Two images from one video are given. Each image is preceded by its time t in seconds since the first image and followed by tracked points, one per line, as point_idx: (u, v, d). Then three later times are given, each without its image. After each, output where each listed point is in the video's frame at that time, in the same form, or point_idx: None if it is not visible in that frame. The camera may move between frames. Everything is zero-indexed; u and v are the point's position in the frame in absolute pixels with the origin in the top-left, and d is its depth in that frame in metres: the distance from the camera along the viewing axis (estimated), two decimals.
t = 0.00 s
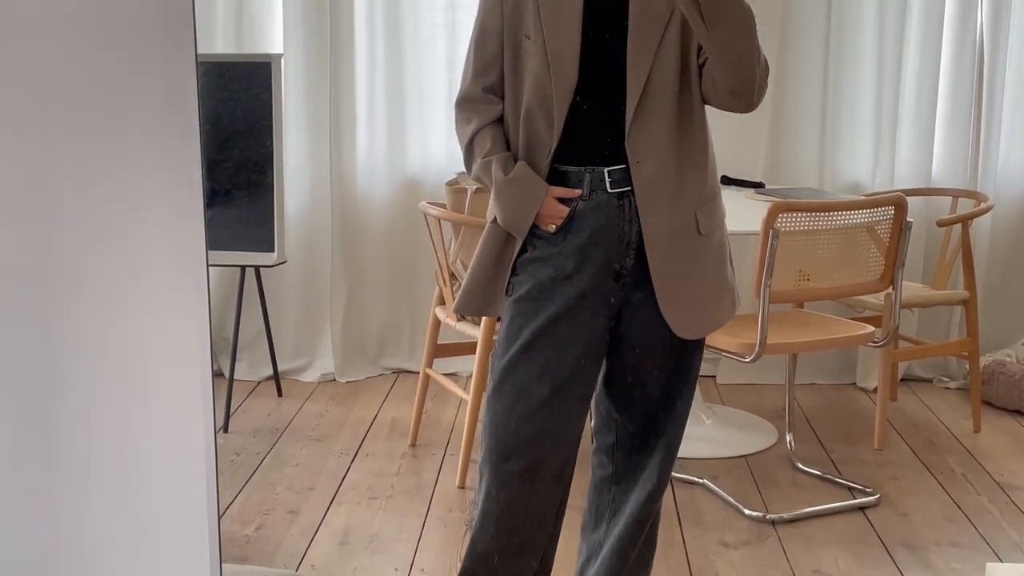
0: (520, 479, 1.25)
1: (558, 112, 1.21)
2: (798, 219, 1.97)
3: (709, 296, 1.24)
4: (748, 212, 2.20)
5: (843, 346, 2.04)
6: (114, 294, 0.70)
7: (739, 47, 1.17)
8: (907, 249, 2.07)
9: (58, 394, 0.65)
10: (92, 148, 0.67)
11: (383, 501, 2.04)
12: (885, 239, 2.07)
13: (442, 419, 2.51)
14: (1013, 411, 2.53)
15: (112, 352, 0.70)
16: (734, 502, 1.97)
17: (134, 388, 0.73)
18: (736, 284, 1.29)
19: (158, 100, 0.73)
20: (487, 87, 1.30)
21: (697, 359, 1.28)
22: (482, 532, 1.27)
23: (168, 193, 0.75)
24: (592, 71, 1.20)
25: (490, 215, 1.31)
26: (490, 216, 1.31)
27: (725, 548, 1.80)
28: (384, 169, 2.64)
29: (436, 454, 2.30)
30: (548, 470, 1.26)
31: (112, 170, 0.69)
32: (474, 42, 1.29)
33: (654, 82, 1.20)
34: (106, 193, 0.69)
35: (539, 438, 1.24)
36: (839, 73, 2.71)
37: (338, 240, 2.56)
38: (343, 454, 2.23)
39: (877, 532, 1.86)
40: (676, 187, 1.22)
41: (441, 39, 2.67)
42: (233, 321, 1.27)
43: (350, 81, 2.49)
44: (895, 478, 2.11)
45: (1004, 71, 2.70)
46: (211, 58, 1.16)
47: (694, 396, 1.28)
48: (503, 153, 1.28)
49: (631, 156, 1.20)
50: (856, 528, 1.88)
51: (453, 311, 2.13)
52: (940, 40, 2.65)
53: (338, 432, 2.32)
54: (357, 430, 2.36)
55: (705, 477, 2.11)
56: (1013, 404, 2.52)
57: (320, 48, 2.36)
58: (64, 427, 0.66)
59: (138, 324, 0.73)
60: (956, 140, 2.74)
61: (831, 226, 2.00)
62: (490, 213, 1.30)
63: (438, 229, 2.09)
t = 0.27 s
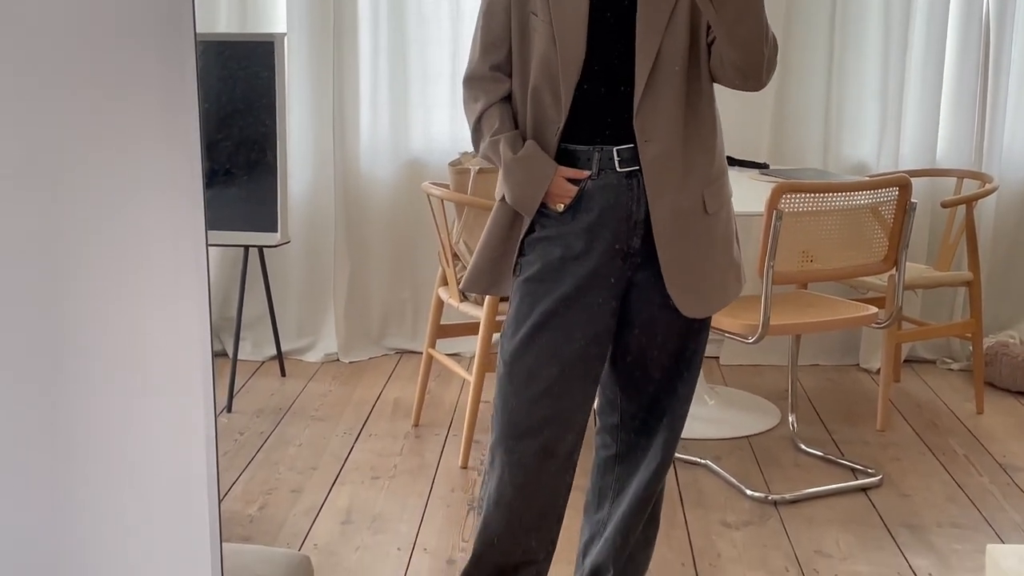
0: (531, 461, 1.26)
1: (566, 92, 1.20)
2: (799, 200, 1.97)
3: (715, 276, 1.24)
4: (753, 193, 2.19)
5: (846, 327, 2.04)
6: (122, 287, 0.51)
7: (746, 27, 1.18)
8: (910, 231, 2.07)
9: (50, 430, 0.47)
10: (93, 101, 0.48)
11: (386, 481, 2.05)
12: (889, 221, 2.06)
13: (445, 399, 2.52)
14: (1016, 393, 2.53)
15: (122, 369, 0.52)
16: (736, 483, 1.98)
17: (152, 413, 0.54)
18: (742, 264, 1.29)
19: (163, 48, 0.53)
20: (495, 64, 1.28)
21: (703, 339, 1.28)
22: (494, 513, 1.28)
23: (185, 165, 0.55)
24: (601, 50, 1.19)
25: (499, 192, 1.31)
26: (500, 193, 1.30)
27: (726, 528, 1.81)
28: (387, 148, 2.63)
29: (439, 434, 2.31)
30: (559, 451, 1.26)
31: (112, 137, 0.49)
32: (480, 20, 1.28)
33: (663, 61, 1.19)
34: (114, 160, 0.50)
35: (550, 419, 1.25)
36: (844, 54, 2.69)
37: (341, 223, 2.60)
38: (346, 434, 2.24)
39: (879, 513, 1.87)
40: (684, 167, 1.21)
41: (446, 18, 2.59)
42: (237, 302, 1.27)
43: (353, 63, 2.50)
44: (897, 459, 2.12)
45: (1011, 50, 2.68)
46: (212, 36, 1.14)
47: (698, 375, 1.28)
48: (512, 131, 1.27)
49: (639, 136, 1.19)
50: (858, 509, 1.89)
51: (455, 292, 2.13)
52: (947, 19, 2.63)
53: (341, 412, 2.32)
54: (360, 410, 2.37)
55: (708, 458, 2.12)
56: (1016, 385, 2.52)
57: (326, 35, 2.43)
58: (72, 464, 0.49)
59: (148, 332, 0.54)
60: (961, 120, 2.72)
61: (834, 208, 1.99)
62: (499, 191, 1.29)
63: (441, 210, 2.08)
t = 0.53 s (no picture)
0: (551, 432, 1.26)
1: (580, 63, 1.19)
2: (807, 171, 1.96)
3: (728, 247, 1.24)
4: (759, 166, 2.18)
5: (852, 299, 2.04)
6: (114, 244, 0.48)
7: None
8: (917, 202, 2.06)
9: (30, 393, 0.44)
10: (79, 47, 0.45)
11: (391, 452, 2.06)
12: (895, 192, 2.05)
13: (451, 372, 2.53)
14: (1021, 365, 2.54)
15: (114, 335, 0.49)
16: (741, 455, 1.99)
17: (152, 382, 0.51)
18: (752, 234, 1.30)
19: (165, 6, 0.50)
20: (506, 35, 1.27)
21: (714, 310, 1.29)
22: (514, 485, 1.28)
23: (184, 127, 0.52)
24: (614, 20, 1.18)
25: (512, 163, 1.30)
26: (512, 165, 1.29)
27: (731, 499, 1.82)
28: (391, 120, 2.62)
29: (444, 406, 2.32)
30: (577, 422, 1.27)
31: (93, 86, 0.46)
32: None
33: (675, 31, 1.18)
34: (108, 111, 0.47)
35: (571, 391, 1.25)
36: (851, 24, 2.67)
37: (347, 197, 2.59)
38: (352, 406, 2.25)
39: (883, 485, 1.88)
40: (697, 138, 1.21)
41: None
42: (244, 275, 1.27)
43: (359, 36, 2.52)
44: (902, 431, 2.13)
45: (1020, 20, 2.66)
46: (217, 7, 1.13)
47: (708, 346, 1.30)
48: (525, 103, 1.26)
49: (652, 107, 1.18)
50: (863, 481, 1.90)
51: (461, 265, 2.13)
52: None
53: (347, 384, 2.33)
54: (366, 382, 2.38)
55: (713, 430, 2.13)
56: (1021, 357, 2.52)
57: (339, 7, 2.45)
58: (69, 451, 0.47)
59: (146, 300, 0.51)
60: (968, 92, 2.70)
61: (839, 179, 1.98)
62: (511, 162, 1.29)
63: (446, 182, 2.07)
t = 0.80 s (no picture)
0: (592, 402, 1.26)
1: (586, 26, 1.17)
2: (814, 136, 1.94)
3: (735, 213, 1.24)
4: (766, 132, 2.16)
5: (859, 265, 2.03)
6: (102, 213, 0.59)
7: None
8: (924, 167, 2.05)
9: (17, 336, 0.59)
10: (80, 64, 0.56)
11: (398, 419, 2.07)
12: (903, 157, 2.04)
13: (457, 339, 2.53)
14: None
15: (102, 310, 0.60)
16: (747, 420, 1.99)
17: (143, 354, 0.62)
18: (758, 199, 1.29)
19: (174, 22, 0.58)
20: None
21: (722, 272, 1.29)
22: (557, 458, 1.28)
23: (184, 115, 0.59)
24: None
25: (518, 129, 1.29)
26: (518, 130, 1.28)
27: (737, 464, 1.83)
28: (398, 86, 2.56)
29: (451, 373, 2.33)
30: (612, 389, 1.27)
31: (91, 99, 0.57)
32: None
33: None
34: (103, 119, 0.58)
35: (608, 360, 1.24)
36: None
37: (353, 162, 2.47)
38: (359, 374, 2.25)
39: (889, 450, 1.89)
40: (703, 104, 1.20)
41: None
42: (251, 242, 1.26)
43: None
44: (908, 397, 2.13)
45: None
46: None
47: (717, 301, 1.31)
48: (531, 67, 1.24)
49: (658, 76, 1.17)
50: (869, 446, 1.90)
51: (467, 232, 2.12)
52: None
53: (353, 352, 2.33)
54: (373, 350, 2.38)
55: (719, 396, 2.13)
56: None
57: None
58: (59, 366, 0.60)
59: (141, 283, 0.61)
60: (977, 56, 2.68)
61: (846, 144, 1.97)
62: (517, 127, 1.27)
63: (452, 149, 2.06)
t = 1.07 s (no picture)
0: (625, 373, 1.26)
1: None
2: (827, 106, 1.93)
3: (746, 184, 1.23)
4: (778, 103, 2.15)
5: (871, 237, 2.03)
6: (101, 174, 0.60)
7: None
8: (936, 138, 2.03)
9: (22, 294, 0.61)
10: (84, 74, 0.59)
11: (408, 392, 2.08)
12: (915, 128, 2.02)
13: (467, 312, 2.54)
14: None
15: (104, 293, 0.62)
16: (757, 393, 2.00)
17: (144, 333, 0.63)
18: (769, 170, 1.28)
19: None
20: None
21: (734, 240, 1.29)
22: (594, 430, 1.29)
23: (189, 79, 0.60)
24: None
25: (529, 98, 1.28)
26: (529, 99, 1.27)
27: (748, 437, 1.83)
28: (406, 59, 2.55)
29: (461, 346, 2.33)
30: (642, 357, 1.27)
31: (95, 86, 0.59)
32: None
33: None
34: (107, 125, 0.60)
35: (637, 329, 1.24)
36: None
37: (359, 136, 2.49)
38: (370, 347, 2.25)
39: (900, 422, 1.89)
40: (715, 74, 1.19)
41: None
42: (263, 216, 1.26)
43: None
44: (919, 369, 2.13)
45: None
46: None
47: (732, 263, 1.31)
48: (542, 35, 1.23)
49: (670, 43, 1.15)
50: (880, 418, 1.91)
51: (477, 206, 2.11)
52: None
53: (364, 326, 2.34)
54: (383, 324, 2.39)
55: (730, 369, 2.14)
56: None
57: None
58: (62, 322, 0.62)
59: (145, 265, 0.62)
60: (990, 25, 2.65)
61: (859, 114, 1.95)
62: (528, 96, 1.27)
63: (462, 122, 2.05)
